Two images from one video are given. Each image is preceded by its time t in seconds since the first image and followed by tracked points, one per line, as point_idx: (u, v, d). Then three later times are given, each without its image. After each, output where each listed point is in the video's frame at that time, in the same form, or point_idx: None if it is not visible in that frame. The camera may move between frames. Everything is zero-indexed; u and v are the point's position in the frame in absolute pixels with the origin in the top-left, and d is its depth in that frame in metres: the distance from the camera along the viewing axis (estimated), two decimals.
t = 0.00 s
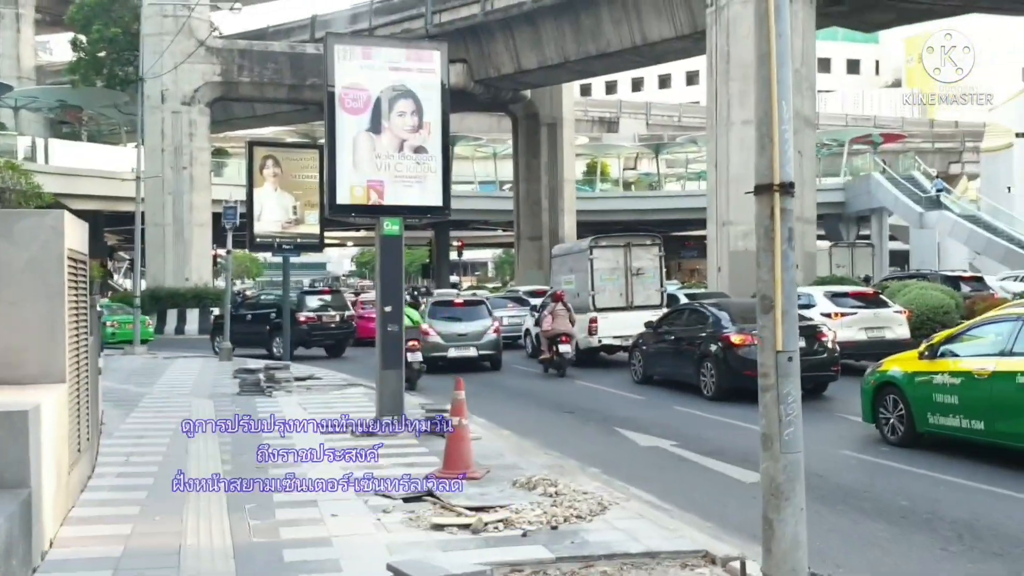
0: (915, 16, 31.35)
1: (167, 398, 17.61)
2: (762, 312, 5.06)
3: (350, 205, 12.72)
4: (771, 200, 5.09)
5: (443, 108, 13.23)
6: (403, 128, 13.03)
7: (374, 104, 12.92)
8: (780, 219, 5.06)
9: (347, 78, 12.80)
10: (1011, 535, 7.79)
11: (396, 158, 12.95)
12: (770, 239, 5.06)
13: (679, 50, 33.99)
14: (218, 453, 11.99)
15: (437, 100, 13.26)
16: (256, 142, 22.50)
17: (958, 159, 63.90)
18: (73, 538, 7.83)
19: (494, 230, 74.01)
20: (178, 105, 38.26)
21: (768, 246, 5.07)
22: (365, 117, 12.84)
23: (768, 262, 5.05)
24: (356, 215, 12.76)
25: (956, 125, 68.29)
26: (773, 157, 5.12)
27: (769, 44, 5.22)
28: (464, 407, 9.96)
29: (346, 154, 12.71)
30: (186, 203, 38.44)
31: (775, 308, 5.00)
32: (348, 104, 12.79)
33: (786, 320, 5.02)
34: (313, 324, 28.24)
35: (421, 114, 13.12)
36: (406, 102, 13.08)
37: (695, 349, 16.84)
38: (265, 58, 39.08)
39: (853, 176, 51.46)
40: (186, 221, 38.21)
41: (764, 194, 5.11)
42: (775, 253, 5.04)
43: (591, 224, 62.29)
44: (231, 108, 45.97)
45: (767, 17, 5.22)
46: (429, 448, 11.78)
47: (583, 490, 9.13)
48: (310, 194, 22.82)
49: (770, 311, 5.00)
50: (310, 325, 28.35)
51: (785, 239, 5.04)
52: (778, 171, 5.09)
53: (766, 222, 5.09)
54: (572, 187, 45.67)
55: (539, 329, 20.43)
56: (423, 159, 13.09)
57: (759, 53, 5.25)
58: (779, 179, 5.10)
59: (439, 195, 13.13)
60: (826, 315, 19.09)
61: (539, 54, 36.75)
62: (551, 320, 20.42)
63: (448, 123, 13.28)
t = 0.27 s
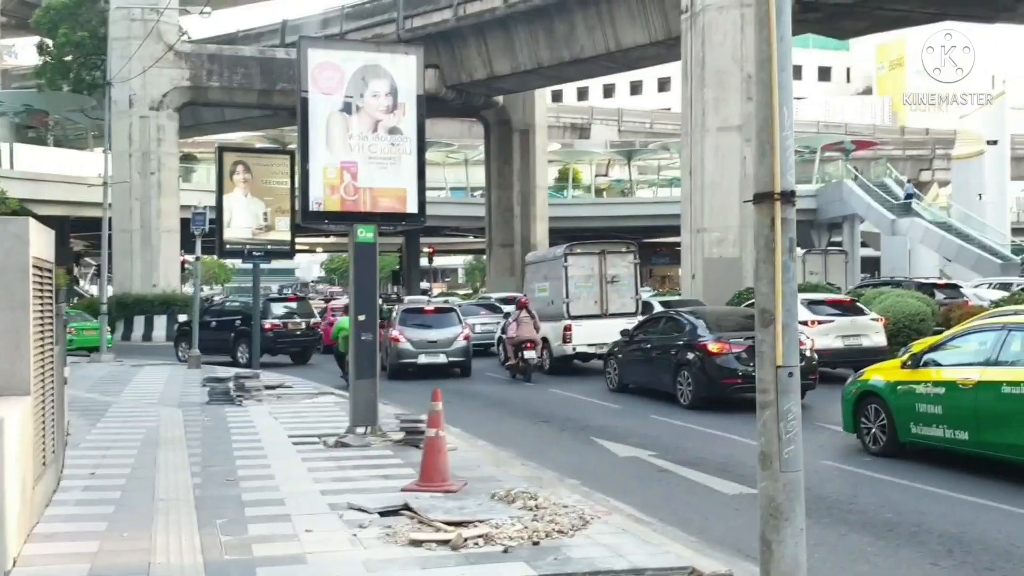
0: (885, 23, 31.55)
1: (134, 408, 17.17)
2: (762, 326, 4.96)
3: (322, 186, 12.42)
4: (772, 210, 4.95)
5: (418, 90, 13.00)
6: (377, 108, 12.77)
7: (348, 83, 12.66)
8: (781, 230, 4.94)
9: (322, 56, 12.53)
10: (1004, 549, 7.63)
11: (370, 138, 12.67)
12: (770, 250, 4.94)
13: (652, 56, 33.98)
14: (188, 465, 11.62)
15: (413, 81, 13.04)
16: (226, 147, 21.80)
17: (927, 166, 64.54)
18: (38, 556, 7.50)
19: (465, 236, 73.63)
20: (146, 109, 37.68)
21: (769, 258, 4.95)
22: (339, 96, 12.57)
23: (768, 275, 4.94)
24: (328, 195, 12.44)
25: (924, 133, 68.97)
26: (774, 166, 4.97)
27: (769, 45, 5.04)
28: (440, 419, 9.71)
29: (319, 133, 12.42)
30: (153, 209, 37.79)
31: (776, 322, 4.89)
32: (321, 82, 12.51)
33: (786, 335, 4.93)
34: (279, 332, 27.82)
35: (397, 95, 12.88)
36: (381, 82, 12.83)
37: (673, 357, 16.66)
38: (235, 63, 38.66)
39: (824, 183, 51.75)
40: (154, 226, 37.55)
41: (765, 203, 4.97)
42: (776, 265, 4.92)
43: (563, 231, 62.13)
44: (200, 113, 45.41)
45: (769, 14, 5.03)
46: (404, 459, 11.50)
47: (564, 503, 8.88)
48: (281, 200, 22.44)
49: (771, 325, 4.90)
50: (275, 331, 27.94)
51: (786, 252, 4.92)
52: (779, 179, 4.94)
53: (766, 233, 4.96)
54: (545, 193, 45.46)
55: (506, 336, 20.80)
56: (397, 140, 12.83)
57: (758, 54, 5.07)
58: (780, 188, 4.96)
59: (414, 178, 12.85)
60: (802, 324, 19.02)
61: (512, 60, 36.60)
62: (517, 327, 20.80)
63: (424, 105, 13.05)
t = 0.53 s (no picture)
0: (864, 28, 31.61)
1: (109, 417, 16.82)
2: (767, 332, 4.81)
3: (301, 175, 12.09)
4: (777, 210, 4.84)
5: (400, 78, 12.74)
6: (359, 96, 12.47)
7: (328, 70, 12.36)
8: (787, 231, 4.81)
9: (300, 43, 12.24)
10: (1003, 561, 7.47)
11: (351, 126, 12.37)
12: (777, 252, 4.83)
13: (632, 61, 33.90)
14: (164, 477, 11.30)
15: (395, 69, 12.77)
16: (203, 151, 21.55)
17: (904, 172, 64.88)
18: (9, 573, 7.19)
19: (445, 242, 73.26)
20: (121, 113, 37.19)
21: (775, 260, 4.81)
22: (318, 83, 12.27)
23: (775, 278, 4.80)
24: (308, 184, 12.10)
25: (901, 139, 69.42)
26: (780, 166, 4.85)
27: (774, 40, 4.93)
28: (425, 429, 9.43)
29: (298, 121, 12.11)
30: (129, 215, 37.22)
31: (782, 328, 4.74)
32: (300, 69, 12.21)
33: (793, 342, 4.77)
34: (252, 339, 27.46)
35: (378, 82, 12.59)
36: (362, 70, 12.55)
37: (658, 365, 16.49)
38: (211, 67, 38.31)
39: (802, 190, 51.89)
40: (129, 232, 36.99)
41: (771, 203, 4.87)
42: (782, 268, 4.79)
43: (542, 237, 61.91)
44: (176, 117, 44.93)
45: (774, 8, 4.93)
46: (387, 470, 11.23)
47: (552, 515, 8.66)
48: (260, 205, 22.11)
49: (777, 330, 4.75)
50: (248, 339, 27.55)
51: (792, 254, 4.79)
52: (785, 179, 4.82)
53: (772, 234, 4.83)
54: (525, 199, 45.25)
55: (481, 342, 21.33)
56: (379, 129, 12.54)
57: (762, 50, 4.96)
58: (786, 188, 4.84)
59: (395, 168, 12.55)
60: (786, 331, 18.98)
61: (492, 64, 36.42)
62: (491, 333, 21.36)
63: (405, 93, 12.76)
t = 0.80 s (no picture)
0: (852, 34, 31.52)
1: (95, 424, 16.55)
2: (783, 341, 4.65)
3: (288, 178, 11.83)
4: (794, 212, 4.65)
5: (389, 80, 12.49)
6: (346, 98, 12.22)
7: (315, 72, 12.10)
8: (804, 234, 4.63)
9: (286, 44, 11.97)
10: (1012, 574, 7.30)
11: (338, 129, 12.12)
12: (793, 257, 4.64)
13: (620, 66, 33.77)
14: (150, 487, 11.03)
15: (383, 71, 12.52)
16: (189, 156, 21.30)
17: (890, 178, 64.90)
18: None
19: (432, 248, 72.94)
20: (106, 118, 36.77)
21: (792, 265, 4.64)
22: (304, 85, 12.00)
23: (790, 285, 4.64)
24: (295, 188, 11.85)
25: (888, 145, 69.54)
26: (797, 167, 4.66)
27: (788, 36, 4.73)
28: (417, 439, 9.19)
29: (285, 123, 11.85)
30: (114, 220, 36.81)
31: (799, 338, 4.59)
32: (286, 71, 11.94)
33: (810, 352, 4.63)
34: (232, 345, 27.15)
35: (366, 84, 12.33)
36: (350, 72, 12.29)
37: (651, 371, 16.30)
38: (196, 72, 37.98)
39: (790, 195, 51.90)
40: (115, 238, 36.56)
41: (787, 205, 4.67)
42: (799, 274, 4.63)
43: (530, 243, 61.68)
44: (161, 122, 44.51)
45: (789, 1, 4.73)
46: (378, 479, 10.98)
47: (548, 528, 8.44)
48: (246, 210, 21.81)
49: (794, 340, 4.59)
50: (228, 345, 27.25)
51: (808, 259, 4.62)
52: (802, 180, 4.64)
53: (788, 238, 4.65)
54: (513, 205, 45.04)
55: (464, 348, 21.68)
56: (367, 132, 12.29)
57: (777, 45, 4.77)
58: (803, 189, 4.65)
59: (384, 171, 12.30)
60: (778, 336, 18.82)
61: (479, 70, 36.21)
62: (474, 339, 21.67)
63: (393, 96, 12.52)
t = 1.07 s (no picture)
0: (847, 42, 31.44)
1: (86, 433, 16.33)
2: (814, 352, 4.58)
3: (284, 184, 11.65)
4: (826, 217, 4.57)
5: (387, 84, 12.31)
6: (344, 102, 12.03)
7: (312, 76, 11.91)
8: (836, 241, 4.55)
9: (282, 48, 11.78)
10: None
11: (336, 134, 11.94)
12: (825, 265, 4.56)
13: (615, 74, 33.68)
14: (143, 499, 10.78)
15: (381, 74, 12.33)
16: (182, 162, 21.10)
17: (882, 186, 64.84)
18: None
19: (425, 255, 72.69)
20: (98, 124, 36.50)
21: (823, 272, 4.56)
22: (302, 89, 11.81)
23: (822, 294, 4.56)
24: (291, 194, 11.68)
25: (879, 153, 69.66)
26: (828, 171, 4.58)
27: (818, 31, 4.61)
28: (418, 450, 8.99)
29: (281, 128, 11.67)
30: (106, 226, 36.51)
31: (831, 348, 4.51)
32: (283, 75, 11.74)
33: (841, 363, 4.55)
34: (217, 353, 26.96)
35: (364, 88, 12.15)
36: (347, 76, 12.11)
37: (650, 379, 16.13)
38: (189, 78, 37.76)
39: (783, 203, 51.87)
40: (106, 244, 36.25)
41: (817, 209, 4.59)
42: (831, 283, 4.55)
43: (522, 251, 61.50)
44: (153, 128, 44.24)
45: None
46: (376, 491, 10.76)
47: (553, 541, 8.24)
48: (240, 216, 21.57)
49: (826, 351, 4.52)
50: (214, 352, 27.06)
51: (840, 266, 4.53)
52: (833, 185, 4.55)
53: (820, 244, 4.57)
54: (506, 212, 44.86)
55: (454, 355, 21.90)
56: (365, 136, 12.11)
57: (806, 43, 4.66)
58: (834, 193, 4.57)
59: (382, 176, 12.14)
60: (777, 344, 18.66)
61: (473, 77, 36.06)
62: (464, 346, 21.93)
63: (391, 100, 12.34)
